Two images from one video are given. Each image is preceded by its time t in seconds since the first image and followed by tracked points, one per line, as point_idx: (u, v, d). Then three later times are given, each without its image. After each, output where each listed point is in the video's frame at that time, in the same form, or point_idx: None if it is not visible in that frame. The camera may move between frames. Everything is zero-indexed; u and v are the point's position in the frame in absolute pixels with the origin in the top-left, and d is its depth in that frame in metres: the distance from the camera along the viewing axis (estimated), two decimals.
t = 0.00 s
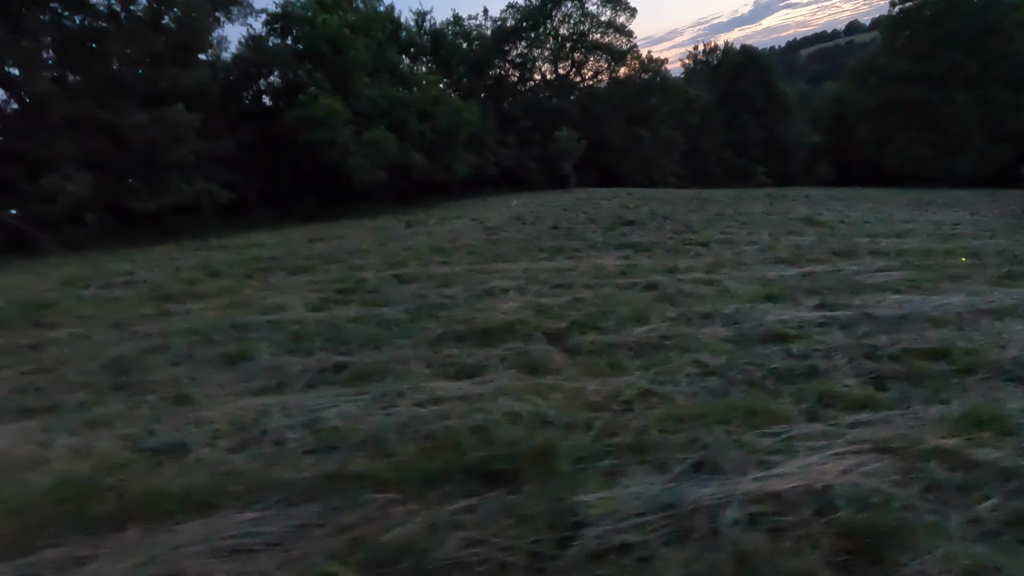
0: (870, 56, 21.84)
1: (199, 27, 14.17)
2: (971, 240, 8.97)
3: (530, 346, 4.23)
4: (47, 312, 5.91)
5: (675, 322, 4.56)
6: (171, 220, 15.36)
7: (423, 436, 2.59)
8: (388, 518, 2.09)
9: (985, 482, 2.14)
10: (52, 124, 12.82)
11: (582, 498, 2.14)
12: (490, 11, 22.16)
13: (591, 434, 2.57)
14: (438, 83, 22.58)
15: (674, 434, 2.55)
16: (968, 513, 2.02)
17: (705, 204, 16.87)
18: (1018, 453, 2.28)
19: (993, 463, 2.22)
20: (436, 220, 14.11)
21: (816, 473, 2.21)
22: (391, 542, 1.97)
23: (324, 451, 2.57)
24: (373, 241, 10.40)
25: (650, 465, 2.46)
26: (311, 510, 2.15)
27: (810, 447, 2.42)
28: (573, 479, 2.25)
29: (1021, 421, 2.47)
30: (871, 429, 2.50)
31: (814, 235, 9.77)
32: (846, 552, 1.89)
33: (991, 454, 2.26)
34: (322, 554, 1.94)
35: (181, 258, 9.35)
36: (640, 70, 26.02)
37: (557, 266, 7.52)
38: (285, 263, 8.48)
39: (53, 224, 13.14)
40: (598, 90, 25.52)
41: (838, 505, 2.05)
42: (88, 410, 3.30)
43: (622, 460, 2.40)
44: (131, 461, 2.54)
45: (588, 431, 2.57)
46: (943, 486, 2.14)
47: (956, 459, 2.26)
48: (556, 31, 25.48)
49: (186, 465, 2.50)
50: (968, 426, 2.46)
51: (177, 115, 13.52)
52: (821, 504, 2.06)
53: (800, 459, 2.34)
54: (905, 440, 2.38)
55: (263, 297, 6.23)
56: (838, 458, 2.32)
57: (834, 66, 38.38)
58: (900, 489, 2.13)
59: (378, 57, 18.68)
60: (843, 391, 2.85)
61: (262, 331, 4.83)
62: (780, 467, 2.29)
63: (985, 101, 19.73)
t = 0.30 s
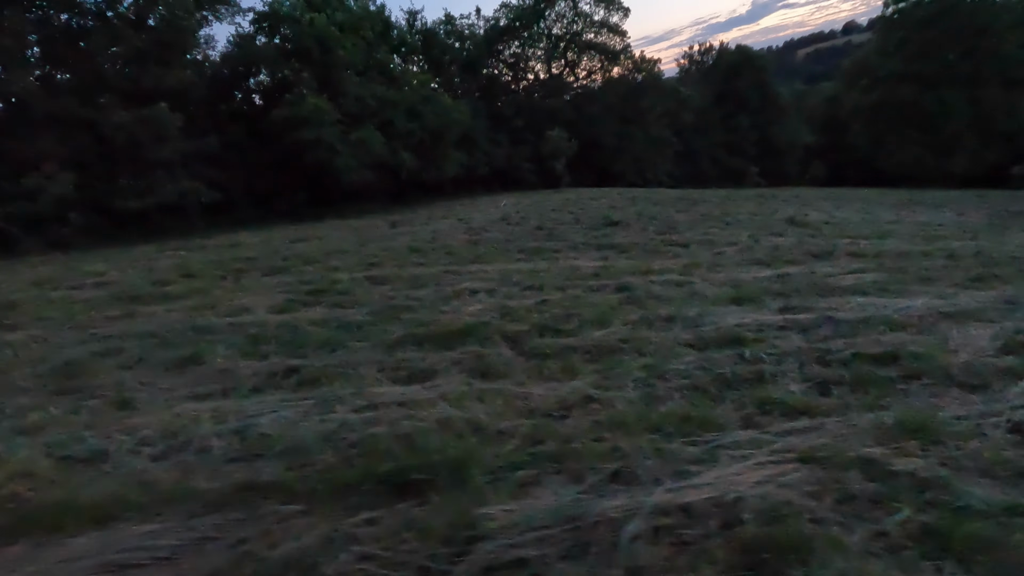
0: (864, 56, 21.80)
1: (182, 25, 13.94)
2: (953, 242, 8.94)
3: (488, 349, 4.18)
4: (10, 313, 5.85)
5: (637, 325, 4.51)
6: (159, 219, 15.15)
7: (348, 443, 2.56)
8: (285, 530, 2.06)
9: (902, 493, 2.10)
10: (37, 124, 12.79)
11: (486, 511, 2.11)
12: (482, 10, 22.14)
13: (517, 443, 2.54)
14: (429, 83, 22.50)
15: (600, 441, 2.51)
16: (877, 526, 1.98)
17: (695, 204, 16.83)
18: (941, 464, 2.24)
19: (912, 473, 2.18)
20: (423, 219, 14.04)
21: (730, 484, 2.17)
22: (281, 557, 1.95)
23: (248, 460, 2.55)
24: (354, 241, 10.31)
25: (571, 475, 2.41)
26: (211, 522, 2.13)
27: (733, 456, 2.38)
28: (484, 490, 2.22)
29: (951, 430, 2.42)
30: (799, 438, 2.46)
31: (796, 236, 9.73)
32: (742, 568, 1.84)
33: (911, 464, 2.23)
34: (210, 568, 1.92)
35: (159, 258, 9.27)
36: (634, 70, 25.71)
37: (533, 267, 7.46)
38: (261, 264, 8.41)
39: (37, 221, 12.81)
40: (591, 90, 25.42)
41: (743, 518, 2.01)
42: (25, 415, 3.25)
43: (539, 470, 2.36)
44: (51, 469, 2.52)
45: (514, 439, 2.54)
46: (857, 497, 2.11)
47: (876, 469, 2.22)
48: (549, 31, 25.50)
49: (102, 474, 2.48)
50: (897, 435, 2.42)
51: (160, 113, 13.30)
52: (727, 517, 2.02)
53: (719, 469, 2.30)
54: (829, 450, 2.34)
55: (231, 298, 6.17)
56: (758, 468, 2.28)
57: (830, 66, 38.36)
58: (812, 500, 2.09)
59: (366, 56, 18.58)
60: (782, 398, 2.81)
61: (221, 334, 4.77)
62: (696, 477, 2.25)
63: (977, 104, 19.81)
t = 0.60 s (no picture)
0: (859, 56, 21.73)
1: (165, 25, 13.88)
2: (935, 242, 8.89)
3: (444, 352, 4.13)
4: None
5: (598, 327, 4.46)
6: (148, 220, 15.03)
7: (267, 450, 2.52)
8: (176, 542, 2.03)
9: (813, 504, 2.05)
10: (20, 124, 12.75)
11: (383, 522, 2.07)
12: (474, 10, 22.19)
13: (440, 450, 2.49)
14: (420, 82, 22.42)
15: (523, 448, 2.47)
16: (778, 538, 1.93)
17: (685, 203, 16.77)
18: (860, 473, 2.19)
19: (825, 483, 2.14)
20: (410, 219, 13.97)
21: (639, 495, 2.13)
22: (162, 571, 1.91)
23: (167, 468, 2.52)
24: (335, 242, 10.22)
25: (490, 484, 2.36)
26: (104, 534, 2.10)
27: (652, 465, 2.33)
28: (389, 501, 2.18)
29: (878, 438, 2.38)
30: (723, 445, 2.41)
31: (779, 236, 9.66)
32: None
33: (827, 475, 2.17)
34: None
35: (136, 259, 9.19)
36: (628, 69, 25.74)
37: (508, 268, 7.41)
38: (237, 264, 8.34)
39: (21, 222, 12.69)
40: (585, 90, 25.34)
41: (643, 530, 1.96)
42: None
43: (452, 479, 2.32)
44: None
45: (435, 446, 2.49)
46: (767, 507, 2.06)
47: (791, 479, 2.18)
48: (543, 31, 25.58)
49: (18, 480, 2.45)
50: (821, 443, 2.37)
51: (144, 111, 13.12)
52: (626, 530, 1.98)
53: (634, 478, 2.26)
54: (749, 459, 2.28)
55: (198, 300, 6.10)
56: (673, 477, 2.23)
57: (827, 66, 38.33)
58: (719, 511, 2.04)
59: (356, 55, 18.50)
60: (719, 403, 2.76)
61: (179, 336, 4.72)
62: (608, 487, 2.21)
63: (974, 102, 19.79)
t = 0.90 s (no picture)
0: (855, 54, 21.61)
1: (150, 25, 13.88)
2: (919, 242, 8.85)
3: (398, 356, 4.08)
4: None
5: (559, 329, 4.41)
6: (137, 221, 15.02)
7: (184, 460, 2.49)
8: (70, 554, 2.02)
9: (719, 514, 2.01)
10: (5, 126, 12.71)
11: (275, 535, 2.05)
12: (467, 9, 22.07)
13: (359, 459, 2.46)
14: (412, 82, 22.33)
15: (443, 455, 2.43)
16: (673, 549, 1.89)
17: (676, 203, 16.71)
18: (774, 482, 2.16)
19: (736, 493, 2.09)
20: (399, 220, 13.91)
21: (543, 504, 2.09)
22: None
23: (87, 476, 2.50)
24: (317, 243, 10.15)
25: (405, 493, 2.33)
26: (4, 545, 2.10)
27: (567, 472, 2.30)
28: (292, 513, 2.15)
29: (804, 444, 2.34)
30: (643, 452, 2.38)
31: (761, 236, 9.62)
32: None
33: (739, 483, 2.14)
34: None
35: (115, 261, 9.15)
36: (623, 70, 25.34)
37: (484, 269, 7.36)
38: (215, 266, 8.30)
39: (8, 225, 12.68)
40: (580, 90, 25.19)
41: (537, 543, 1.94)
42: None
43: (363, 488, 2.28)
44: None
45: (354, 454, 2.46)
46: (672, 519, 2.01)
47: (703, 488, 2.14)
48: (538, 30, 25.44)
49: None
50: (744, 451, 2.33)
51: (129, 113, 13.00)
52: (521, 544, 1.94)
53: (545, 486, 2.22)
54: (664, 467, 2.25)
55: (167, 302, 6.06)
56: (584, 485, 2.19)
57: (824, 64, 38.20)
58: (622, 521, 2.00)
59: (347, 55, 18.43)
60: (654, 408, 2.71)
61: (138, 340, 4.67)
62: (516, 497, 2.17)
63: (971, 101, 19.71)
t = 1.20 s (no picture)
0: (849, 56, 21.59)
1: (137, 24, 13.82)
2: (898, 244, 8.87)
3: (353, 359, 4.05)
4: None
5: (518, 333, 4.38)
6: (123, 221, 14.98)
7: (101, 469, 2.46)
8: None
9: (622, 527, 1.98)
10: None
11: (166, 548, 2.02)
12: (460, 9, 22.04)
13: (277, 468, 2.42)
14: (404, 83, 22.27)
15: (361, 464, 2.40)
16: (565, 565, 1.85)
17: (666, 203, 16.69)
18: (686, 493, 2.12)
19: (643, 504, 2.06)
20: (387, 220, 13.88)
21: (446, 516, 2.06)
22: None
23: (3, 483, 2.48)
24: (299, 244, 10.10)
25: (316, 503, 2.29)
26: None
27: (481, 481, 2.26)
28: (191, 527, 2.12)
29: (725, 454, 2.31)
30: (562, 461, 2.34)
31: (743, 237, 9.61)
32: None
33: (648, 494, 2.10)
34: None
35: (92, 262, 9.09)
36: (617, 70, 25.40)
37: (459, 271, 7.35)
38: (190, 267, 8.24)
39: None
40: (574, 90, 25.16)
41: (426, 558, 1.90)
42: None
43: (270, 498, 2.25)
44: None
45: (273, 464, 2.43)
46: (572, 531, 1.97)
47: (612, 499, 2.10)
48: (532, 30, 25.44)
49: None
50: (664, 460, 2.30)
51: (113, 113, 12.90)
52: (414, 558, 1.91)
53: (454, 496, 2.19)
54: (578, 477, 2.21)
55: (134, 304, 6.01)
56: (494, 495, 2.16)
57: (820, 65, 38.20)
58: (522, 534, 1.96)
59: (337, 55, 18.37)
60: (587, 416, 2.67)
61: (94, 343, 4.62)
62: (422, 508, 2.13)
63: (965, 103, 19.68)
